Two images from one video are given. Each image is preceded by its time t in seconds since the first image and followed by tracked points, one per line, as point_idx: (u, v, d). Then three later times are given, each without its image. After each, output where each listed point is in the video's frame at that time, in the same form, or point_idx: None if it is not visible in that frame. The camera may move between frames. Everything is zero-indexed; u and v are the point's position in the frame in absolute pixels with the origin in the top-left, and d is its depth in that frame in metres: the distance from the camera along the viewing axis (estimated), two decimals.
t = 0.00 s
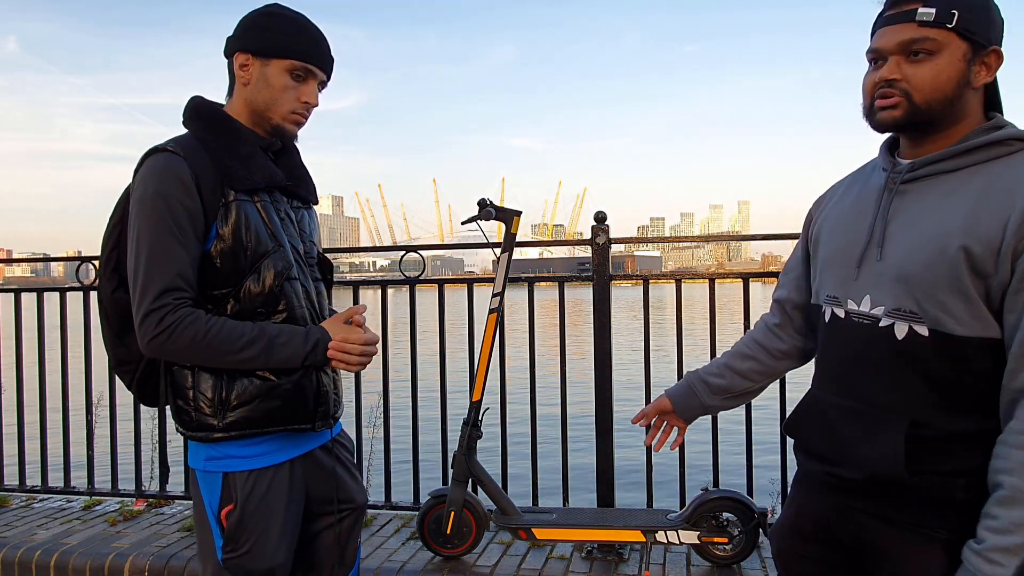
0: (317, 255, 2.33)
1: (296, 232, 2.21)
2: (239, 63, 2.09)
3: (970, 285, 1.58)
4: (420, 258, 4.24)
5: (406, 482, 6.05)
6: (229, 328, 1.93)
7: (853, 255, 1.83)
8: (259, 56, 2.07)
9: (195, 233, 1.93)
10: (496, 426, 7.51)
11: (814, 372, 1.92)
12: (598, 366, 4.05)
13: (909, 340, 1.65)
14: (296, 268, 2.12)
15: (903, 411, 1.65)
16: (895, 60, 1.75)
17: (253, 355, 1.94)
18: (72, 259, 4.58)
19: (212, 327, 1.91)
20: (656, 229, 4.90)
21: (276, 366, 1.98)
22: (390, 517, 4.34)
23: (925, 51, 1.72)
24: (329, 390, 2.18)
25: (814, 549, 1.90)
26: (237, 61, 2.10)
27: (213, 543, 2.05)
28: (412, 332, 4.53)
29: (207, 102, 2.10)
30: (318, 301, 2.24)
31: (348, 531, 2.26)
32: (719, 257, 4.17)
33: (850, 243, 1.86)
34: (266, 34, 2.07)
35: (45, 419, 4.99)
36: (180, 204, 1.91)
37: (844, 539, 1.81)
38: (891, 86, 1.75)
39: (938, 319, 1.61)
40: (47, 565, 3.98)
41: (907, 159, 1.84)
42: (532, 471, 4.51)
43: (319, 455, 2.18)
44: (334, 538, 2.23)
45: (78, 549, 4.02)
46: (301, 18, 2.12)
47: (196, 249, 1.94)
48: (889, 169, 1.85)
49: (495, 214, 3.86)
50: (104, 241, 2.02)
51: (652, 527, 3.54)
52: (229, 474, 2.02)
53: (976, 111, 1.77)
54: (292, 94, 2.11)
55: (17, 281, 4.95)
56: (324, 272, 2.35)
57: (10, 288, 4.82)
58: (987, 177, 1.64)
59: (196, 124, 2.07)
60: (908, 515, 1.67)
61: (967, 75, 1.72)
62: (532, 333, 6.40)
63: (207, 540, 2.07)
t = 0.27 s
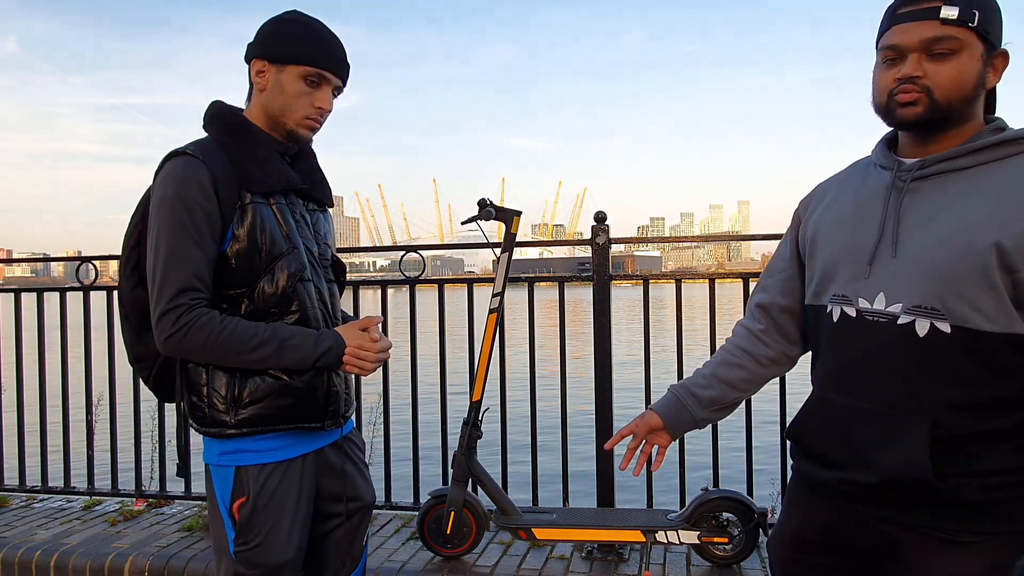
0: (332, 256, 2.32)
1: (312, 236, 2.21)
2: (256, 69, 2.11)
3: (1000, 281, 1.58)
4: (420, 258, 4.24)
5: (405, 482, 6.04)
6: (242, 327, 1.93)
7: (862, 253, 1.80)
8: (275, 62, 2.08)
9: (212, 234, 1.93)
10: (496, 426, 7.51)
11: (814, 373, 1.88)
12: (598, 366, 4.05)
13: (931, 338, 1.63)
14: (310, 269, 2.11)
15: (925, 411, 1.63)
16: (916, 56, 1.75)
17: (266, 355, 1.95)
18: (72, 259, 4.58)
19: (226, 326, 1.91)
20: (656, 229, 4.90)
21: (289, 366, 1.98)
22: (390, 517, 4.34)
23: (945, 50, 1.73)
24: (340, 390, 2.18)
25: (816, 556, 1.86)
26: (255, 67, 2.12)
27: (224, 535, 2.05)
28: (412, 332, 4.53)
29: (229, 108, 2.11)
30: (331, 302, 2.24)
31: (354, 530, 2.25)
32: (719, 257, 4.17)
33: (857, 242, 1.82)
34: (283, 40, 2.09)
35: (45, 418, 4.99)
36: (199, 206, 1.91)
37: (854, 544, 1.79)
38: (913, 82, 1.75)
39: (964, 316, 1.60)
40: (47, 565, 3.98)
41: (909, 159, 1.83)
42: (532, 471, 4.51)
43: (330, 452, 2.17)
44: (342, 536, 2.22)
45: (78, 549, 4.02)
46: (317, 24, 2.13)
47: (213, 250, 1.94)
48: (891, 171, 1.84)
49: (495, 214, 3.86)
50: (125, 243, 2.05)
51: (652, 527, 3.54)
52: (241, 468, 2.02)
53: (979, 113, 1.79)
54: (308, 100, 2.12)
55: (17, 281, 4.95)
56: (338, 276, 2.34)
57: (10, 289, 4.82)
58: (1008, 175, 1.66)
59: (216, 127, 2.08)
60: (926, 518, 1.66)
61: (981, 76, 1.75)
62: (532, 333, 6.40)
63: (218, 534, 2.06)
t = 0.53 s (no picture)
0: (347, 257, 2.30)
1: (327, 236, 2.20)
2: (278, 76, 2.12)
3: (1004, 276, 1.61)
4: (420, 258, 4.24)
5: (405, 482, 6.04)
6: (253, 327, 1.94)
7: (862, 254, 1.80)
8: (297, 70, 2.09)
9: (226, 234, 1.94)
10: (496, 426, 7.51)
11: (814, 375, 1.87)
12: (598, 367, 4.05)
13: (936, 335, 1.63)
14: (323, 269, 2.11)
15: (931, 410, 1.63)
16: (906, 57, 1.75)
17: (277, 353, 1.95)
18: (72, 259, 4.58)
19: (237, 325, 1.91)
20: (656, 229, 4.90)
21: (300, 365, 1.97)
22: (390, 517, 4.34)
23: (935, 50, 1.73)
24: (352, 389, 2.17)
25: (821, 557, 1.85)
26: (275, 73, 2.12)
27: (236, 529, 2.06)
28: (412, 332, 4.53)
29: (248, 112, 2.11)
30: (346, 303, 2.23)
31: (364, 529, 2.24)
32: (719, 258, 4.16)
33: (856, 243, 1.82)
34: (304, 48, 2.09)
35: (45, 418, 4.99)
36: (214, 208, 1.92)
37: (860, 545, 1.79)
38: (902, 81, 1.75)
39: (969, 312, 1.62)
40: (47, 565, 3.98)
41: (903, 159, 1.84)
42: (532, 471, 4.51)
43: (343, 451, 2.17)
44: (352, 536, 2.21)
45: (78, 549, 4.03)
46: (339, 34, 2.14)
47: (227, 250, 1.95)
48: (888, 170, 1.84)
49: (495, 214, 3.86)
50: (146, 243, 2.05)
51: (651, 527, 3.54)
52: (253, 463, 2.02)
53: (970, 113, 1.80)
54: (326, 109, 2.13)
55: (16, 281, 4.94)
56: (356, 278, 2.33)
57: (9, 289, 4.82)
58: (1008, 171, 1.68)
59: (235, 132, 2.08)
60: (933, 518, 1.66)
61: (971, 77, 1.75)
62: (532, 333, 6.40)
63: (231, 528, 2.07)
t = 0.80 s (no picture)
0: (364, 257, 2.31)
1: (343, 236, 2.20)
2: (293, 80, 2.13)
3: (987, 277, 1.59)
4: (420, 258, 4.24)
5: (405, 482, 6.04)
6: (267, 325, 1.93)
7: (856, 253, 1.80)
8: (312, 72, 2.10)
9: (243, 232, 1.95)
10: (496, 426, 7.51)
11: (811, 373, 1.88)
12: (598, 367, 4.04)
13: (920, 334, 1.63)
14: (337, 269, 2.11)
15: (916, 408, 1.63)
16: (887, 61, 1.75)
17: (290, 350, 1.95)
18: (72, 259, 4.57)
19: (251, 323, 1.91)
20: (656, 229, 4.90)
21: (313, 362, 1.97)
22: (390, 517, 4.34)
23: (916, 53, 1.73)
24: (366, 387, 2.16)
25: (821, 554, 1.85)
26: (292, 78, 2.13)
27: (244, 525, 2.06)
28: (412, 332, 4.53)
29: (268, 116, 2.12)
30: (362, 305, 2.23)
31: (370, 529, 2.22)
32: (719, 258, 4.16)
33: (851, 242, 1.83)
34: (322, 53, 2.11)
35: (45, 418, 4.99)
36: (232, 207, 1.94)
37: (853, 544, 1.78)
38: (886, 87, 1.75)
39: (952, 313, 1.61)
40: (47, 565, 3.98)
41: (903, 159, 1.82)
42: (532, 471, 4.51)
43: (352, 451, 2.16)
44: (359, 534, 2.20)
45: (78, 549, 4.03)
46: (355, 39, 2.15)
47: (244, 249, 1.96)
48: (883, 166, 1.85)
49: (495, 214, 3.86)
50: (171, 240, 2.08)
51: (652, 527, 3.54)
52: (261, 458, 2.03)
53: (967, 112, 1.78)
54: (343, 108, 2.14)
55: (17, 281, 4.94)
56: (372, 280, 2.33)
57: (10, 289, 4.82)
58: (997, 172, 1.66)
59: (254, 133, 2.09)
60: (919, 517, 1.65)
61: (958, 76, 1.73)
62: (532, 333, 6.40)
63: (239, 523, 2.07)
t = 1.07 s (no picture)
0: (373, 259, 2.30)
1: (352, 237, 2.19)
2: (311, 86, 2.15)
3: (941, 280, 1.58)
4: (420, 258, 4.24)
5: (406, 482, 6.05)
6: (272, 320, 1.93)
7: (842, 252, 1.84)
8: (326, 76, 2.11)
9: (252, 229, 1.96)
10: (496, 426, 7.51)
11: (808, 370, 1.90)
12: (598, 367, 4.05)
13: (886, 333, 1.66)
14: (343, 270, 2.10)
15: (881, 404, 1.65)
16: (867, 67, 1.74)
17: (291, 347, 1.94)
18: (72, 259, 4.57)
19: (256, 318, 1.91)
20: (656, 229, 4.90)
21: (314, 361, 1.95)
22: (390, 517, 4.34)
23: (895, 58, 1.71)
24: (366, 387, 2.15)
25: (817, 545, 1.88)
26: (309, 83, 2.15)
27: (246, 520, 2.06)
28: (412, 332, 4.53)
29: (288, 117, 2.12)
30: (368, 309, 2.21)
31: (370, 531, 2.22)
32: (719, 258, 4.15)
33: (841, 240, 1.86)
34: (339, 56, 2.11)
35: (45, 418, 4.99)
36: (243, 204, 1.94)
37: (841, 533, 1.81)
38: (867, 92, 1.75)
39: (911, 314, 1.62)
40: (47, 565, 3.98)
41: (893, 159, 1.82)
42: (532, 471, 4.51)
43: (352, 451, 2.15)
44: (359, 535, 2.19)
45: (78, 549, 4.02)
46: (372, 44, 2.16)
47: (252, 245, 1.96)
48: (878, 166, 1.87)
49: (495, 214, 3.86)
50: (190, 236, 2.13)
51: (652, 527, 3.54)
52: (260, 453, 2.04)
53: (957, 114, 1.73)
54: (357, 110, 2.14)
55: (17, 281, 4.94)
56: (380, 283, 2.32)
57: (10, 289, 4.82)
58: (964, 174, 1.62)
59: (273, 134, 2.09)
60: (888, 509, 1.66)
61: (939, 79, 1.69)
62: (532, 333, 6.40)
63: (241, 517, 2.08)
